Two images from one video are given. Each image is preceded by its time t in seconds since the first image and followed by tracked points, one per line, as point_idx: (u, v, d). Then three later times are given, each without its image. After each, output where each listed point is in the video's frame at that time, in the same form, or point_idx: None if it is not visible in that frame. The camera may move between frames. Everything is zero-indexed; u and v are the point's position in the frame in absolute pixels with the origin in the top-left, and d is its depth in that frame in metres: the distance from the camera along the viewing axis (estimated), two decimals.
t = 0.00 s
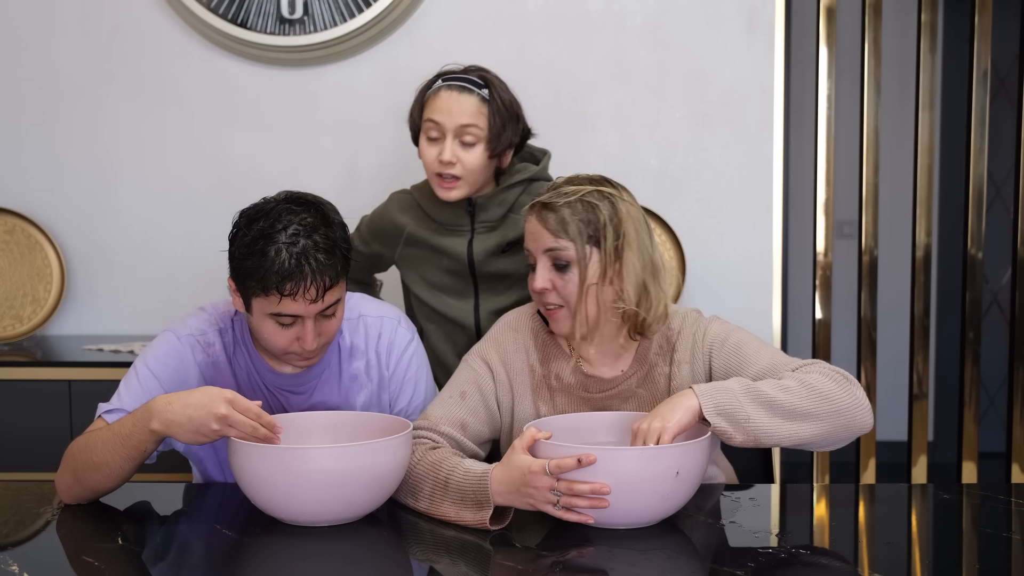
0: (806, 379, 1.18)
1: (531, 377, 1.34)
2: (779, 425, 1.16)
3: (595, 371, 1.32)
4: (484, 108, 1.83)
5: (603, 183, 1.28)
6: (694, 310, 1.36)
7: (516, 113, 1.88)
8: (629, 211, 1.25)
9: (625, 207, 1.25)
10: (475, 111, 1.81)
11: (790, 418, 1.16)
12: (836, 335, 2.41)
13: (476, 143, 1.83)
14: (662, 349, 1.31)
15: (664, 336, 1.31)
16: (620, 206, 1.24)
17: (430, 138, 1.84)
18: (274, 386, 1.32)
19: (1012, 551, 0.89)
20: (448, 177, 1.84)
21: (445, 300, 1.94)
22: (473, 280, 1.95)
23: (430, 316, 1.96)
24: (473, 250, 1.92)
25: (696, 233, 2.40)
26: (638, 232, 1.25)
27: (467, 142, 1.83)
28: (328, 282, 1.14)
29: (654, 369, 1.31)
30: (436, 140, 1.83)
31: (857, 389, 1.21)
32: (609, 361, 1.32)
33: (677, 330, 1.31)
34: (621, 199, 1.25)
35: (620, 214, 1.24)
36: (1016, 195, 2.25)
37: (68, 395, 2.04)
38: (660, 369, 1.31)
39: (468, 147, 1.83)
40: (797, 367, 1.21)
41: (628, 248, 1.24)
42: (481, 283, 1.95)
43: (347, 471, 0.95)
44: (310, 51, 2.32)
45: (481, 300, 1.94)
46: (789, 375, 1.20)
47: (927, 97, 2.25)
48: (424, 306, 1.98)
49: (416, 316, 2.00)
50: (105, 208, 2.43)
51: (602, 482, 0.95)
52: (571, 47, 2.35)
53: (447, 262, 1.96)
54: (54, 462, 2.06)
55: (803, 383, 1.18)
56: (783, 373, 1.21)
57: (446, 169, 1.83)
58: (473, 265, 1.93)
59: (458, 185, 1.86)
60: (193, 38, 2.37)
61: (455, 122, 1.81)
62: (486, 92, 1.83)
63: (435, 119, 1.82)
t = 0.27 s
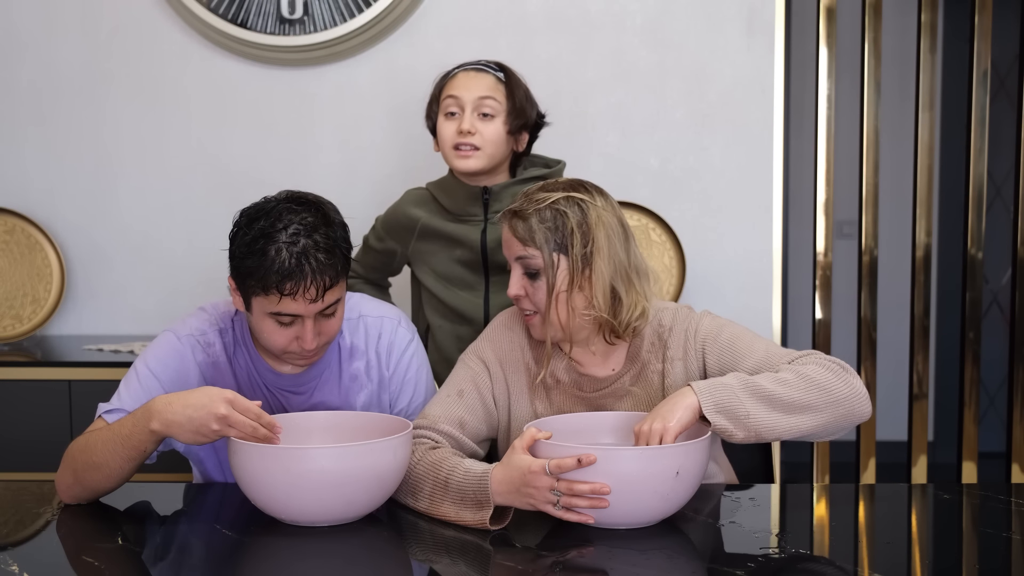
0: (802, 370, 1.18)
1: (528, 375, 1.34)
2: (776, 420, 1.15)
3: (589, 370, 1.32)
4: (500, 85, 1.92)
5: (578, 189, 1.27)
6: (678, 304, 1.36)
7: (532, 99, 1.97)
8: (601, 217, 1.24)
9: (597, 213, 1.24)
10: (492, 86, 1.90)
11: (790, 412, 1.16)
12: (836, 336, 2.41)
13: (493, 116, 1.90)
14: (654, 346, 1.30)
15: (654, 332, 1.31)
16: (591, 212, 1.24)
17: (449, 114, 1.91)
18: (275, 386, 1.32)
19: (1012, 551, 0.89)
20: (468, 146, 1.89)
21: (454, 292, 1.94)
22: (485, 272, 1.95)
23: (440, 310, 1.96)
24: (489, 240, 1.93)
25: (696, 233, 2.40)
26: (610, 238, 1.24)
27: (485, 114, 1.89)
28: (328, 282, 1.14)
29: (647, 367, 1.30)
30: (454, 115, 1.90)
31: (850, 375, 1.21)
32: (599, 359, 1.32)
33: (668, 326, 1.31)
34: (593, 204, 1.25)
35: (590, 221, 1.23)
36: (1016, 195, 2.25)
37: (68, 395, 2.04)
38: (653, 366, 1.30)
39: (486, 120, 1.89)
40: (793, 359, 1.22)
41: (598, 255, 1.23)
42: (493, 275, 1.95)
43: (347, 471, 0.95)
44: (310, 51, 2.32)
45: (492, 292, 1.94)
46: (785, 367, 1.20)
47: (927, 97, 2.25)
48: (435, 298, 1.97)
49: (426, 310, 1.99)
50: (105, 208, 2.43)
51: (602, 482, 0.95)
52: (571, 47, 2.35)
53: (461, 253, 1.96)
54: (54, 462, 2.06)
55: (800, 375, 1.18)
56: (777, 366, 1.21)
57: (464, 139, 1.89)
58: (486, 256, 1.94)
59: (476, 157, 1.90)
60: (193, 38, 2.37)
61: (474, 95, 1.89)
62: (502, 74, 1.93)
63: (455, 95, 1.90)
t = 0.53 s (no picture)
0: (801, 368, 1.19)
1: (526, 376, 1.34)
2: (777, 418, 1.16)
3: (585, 371, 1.31)
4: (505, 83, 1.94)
5: (571, 193, 1.25)
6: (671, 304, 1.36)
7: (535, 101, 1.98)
8: (593, 221, 1.23)
9: (588, 218, 1.23)
10: (497, 83, 1.92)
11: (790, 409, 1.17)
12: (836, 337, 2.40)
13: (498, 112, 1.91)
14: (651, 346, 1.30)
15: (651, 332, 1.30)
16: (582, 217, 1.23)
17: (453, 108, 1.91)
18: (275, 387, 1.32)
19: (1012, 552, 0.89)
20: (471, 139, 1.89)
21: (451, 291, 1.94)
22: (483, 270, 1.95)
23: (437, 308, 1.96)
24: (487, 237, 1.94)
25: (696, 233, 2.40)
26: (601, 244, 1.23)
27: (489, 109, 1.90)
28: (326, 283, 1.14)
29: (644, 368, 1.30)
30: (459, 109, 1.91)
31: (847, 369, 1.21)
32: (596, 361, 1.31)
33: (664, 326, 1.30)
34: (585, 209, 1.24)
35: (581, 226, 1.23)
36: (1016, 195, 2.25)
37: (68, 395, 2.04)
38: (650, 367, 1.30)
39: (491, 115, 1.90)
40: (790, 355, 1.22)
41: (589, 261, 1.22)
42: (491, 272, 1.95)
43: (347, 471, 0.95)
44: (310, 51, 2.32)
45: (490, 290, 1.94)
46: (783, 364, 1.20)
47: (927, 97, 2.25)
48: (432, 296, 1.96)
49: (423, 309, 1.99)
50: (105, 208, 2.43)
51: (601, 482, 0.95)
52: (570, 47, 2.35)
53: (459, 251, 1.96)
54: (54, 462, 2.06)
55: (798, 373, 1.18)
56: (774, 364, 1.22)
57: (467, 132, 1.89)
58: (485, 253, 1.94)
59: (478, 151, 1.90)
60: (193, 38, 2.37)
61: (479, 90, 1.90)
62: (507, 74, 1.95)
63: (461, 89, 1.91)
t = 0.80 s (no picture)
0: (809, 369, 1.19)
1: (527, 376, 1.34)
2: (784, 417, 1.16)
3: (589, 371, 1.31)
4: (502, 84, 1.93)
5: (582, 192, 1.25)
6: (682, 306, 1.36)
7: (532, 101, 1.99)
8: (608, 220, 1.23)
9: (603, 217, 1.23)
10: (494, 84, 1.91)
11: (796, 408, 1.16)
12: (836, 339, 2.40)
13: (495, 112, 1.91)
14: (655, 347, 1.31)
15: (656, 334, 1.31)
16: (598, 216, 1.23)
17: (451, 109, 1.91)
18: (275, 387, 1.32)
19: (1012, 551, 0.89)
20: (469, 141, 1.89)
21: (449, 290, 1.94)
22: (480, 268, 1.95)
23: (435, 308, 1.96)
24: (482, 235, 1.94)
25: (696, 233, 2.40)
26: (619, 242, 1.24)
27: (487, 110, 1.90)
28: (323, 284, 1.14)
29: (648, 369, 1.31)
30: (457, 110, 1.90)
31: (854, 378, 1.22)
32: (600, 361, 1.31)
33: (669, 328, 1.31)
34: (599, 208, 1.24)
35: (598, 225, 1.22)
36: (1015, 195, 2.25)
37: (68, 395, 2.04)
38: (654, 368, 1.30)
39: (488, 116, 1.90)
40: (798, 359, 1.23)
41: (608, 260, 1.22)
42: (488, 271, 1.95)
43: (347, 471, 0.95)
44: (310, 51, 2.32)
45: (488, 289, 1.93)
46: (791, 366, 1.21)
47: (927, 97, 2.25)
48: (430, 295, 1.96)
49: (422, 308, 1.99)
50: (105, 208, 2.43)
51: (602, 482, 0.95)
52: (570, 47, 2.35)
53: (456, 249, 1.96)
54: (54, 462, 2.06)
55: (806, 373, 1.18)
56: (780, 366, 1.22)
57: (466, 133, 1.89)
58: (480, 251, 1.93)
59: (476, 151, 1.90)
60: (193, 38, 2.37)
61: (477, 91, 1.90)
62: (504, 73, 1.95)
63: (458, 91, 1.91)
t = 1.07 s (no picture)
0: (820, 384, 1.19)
1: (529, 377, 1.34)
2: (791, 426, 1.16)
3: (594, 370, 1.32)
4: (501, 91, 1.91)
5: (618, 198, 1.24)
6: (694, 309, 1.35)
7: (530, 101, 1.97)
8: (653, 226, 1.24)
9: (650, 223, 1.24)
10: (493, 93, 1.89)
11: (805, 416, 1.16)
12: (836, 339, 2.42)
13: (494, 122, 1.90)
14: (660, 349, 1.31)
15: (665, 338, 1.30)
16: (647, 224, 1.23)
17: (449, 120, 1.90)
18: (274, 387, 1.32)
19: (1012, 551, 0.89)
20: (467, 155, 1.90)
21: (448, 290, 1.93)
22: (478, 269, 1.95)
23: (435, 308, 1.96)
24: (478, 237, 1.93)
25: (696, 233, 2.40)
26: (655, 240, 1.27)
27: (486, 121, 1.89)
28: (322, 286, 1.14)
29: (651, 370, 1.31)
30: (455, 121, 1.89)
31: (865, 403, 1.21)
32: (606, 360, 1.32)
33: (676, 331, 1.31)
34: (642, 215, 1.24)
35: (650, 234, 1.23)
36: (1016, 195, 2.25)
37: (68, 395, 2.04)
38: (657, 369, 1.31)
39: (486, 127, 1.89)
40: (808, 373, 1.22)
41: (663, 266, 1.24)
42: (486, 272, 1.95)
43: (347, 471, 0.95)
44: (310, 51, 2.32)
45: (486, 288, 1.93)
46: (801, 378, 1.20)
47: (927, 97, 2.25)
48: (429, 295, 1.96)
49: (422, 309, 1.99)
50: (105, 208, 2.43)
51: (602, 482, 0.95)
52: (570, 47, 2.35)
53: (455, 249, 1.96)
54: (54, 462, 2.06)
55: (818, 387, 1.18)
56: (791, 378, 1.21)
57: (465, 147, 1.89)
58: (478, 251, 1.94)
59: (475, 163, 1.90)
60: (193, 38, 2.37)
61: (475, 102, 1.88)
62: (503, 79, 1.92)
63: (456, 101, 1.89)
